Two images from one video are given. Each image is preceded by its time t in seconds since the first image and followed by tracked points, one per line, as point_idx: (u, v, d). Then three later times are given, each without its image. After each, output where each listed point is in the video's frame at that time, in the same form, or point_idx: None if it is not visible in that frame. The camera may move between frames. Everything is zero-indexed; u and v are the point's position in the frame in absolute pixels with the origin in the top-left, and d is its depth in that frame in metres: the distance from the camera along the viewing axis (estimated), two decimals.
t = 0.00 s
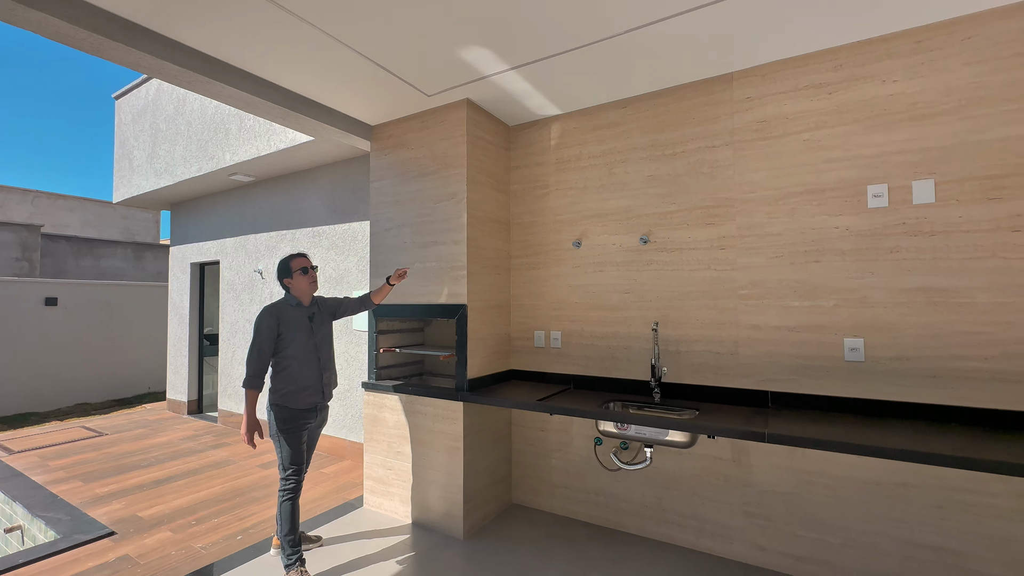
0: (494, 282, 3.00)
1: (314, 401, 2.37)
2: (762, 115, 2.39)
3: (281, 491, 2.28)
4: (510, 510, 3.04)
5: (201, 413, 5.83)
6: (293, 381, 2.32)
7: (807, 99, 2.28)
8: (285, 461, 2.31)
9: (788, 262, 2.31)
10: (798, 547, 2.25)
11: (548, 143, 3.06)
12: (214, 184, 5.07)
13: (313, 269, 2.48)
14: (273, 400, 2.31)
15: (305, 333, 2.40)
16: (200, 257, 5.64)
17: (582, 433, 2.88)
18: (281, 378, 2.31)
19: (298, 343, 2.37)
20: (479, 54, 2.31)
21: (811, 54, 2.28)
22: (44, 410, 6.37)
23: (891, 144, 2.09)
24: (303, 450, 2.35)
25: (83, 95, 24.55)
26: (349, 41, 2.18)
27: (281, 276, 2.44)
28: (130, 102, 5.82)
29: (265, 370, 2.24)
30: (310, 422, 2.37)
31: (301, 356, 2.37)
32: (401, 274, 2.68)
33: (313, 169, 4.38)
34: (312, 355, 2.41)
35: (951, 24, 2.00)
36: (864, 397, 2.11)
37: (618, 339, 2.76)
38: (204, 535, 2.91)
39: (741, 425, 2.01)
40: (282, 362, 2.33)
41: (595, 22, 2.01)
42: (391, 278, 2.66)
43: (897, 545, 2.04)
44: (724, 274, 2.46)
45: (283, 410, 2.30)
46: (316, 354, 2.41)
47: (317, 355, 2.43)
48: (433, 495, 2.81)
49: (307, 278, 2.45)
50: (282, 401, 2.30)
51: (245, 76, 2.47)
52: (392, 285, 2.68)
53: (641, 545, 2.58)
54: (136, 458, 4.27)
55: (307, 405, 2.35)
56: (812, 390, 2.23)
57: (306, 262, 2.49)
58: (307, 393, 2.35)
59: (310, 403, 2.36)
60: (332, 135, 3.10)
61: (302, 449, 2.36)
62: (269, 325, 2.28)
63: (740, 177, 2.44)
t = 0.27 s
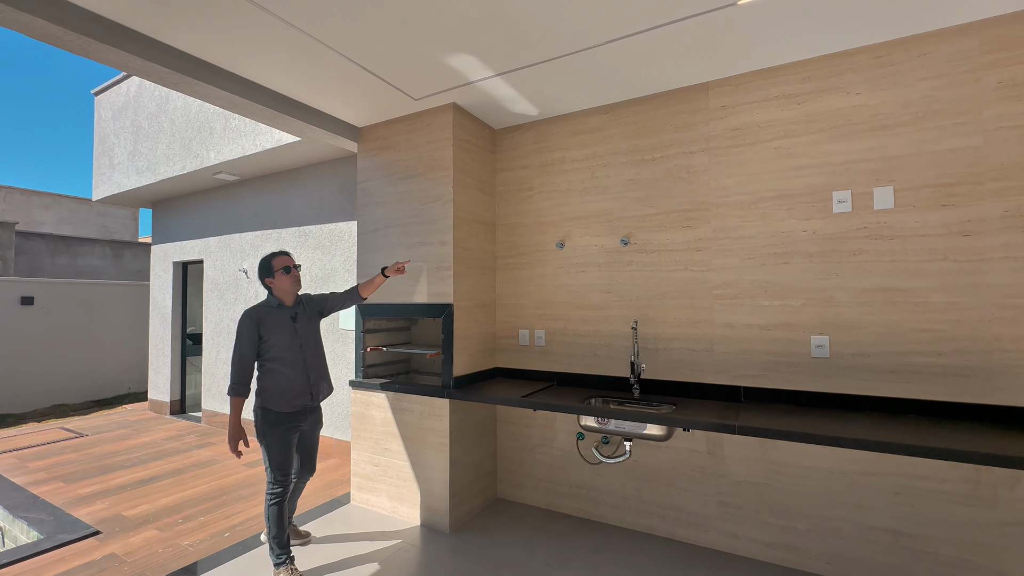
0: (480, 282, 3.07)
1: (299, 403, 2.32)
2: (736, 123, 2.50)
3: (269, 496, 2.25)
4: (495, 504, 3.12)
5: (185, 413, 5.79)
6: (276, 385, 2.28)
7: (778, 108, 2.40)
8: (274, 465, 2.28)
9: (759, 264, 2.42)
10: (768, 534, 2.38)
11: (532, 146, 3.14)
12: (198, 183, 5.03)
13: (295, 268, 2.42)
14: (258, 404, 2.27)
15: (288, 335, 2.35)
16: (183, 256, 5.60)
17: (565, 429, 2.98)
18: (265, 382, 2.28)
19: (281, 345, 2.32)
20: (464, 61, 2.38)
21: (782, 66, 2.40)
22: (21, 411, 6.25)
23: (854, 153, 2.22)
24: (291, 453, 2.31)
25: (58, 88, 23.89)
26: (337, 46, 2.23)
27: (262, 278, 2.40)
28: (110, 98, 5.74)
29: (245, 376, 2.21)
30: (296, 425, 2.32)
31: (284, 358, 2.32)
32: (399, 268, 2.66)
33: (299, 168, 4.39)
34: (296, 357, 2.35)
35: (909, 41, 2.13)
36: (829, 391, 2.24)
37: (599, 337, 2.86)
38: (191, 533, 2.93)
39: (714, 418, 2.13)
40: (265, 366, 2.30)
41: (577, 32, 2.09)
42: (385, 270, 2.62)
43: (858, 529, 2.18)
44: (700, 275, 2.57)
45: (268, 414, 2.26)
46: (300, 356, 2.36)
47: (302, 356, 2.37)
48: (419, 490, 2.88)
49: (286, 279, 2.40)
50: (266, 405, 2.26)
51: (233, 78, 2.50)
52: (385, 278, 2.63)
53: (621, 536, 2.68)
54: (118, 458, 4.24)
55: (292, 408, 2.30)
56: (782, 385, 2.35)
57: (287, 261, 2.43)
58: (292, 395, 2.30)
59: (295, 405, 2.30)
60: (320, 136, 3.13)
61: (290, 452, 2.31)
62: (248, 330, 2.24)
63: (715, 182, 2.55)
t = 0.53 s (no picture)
0: (459, 280, 3.14)
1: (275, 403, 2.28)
2: (704, 128, 2.62)
3: (246, 494, 2.25)
4: (474, 496, 3.21)
5: (161, 412, 5.72)
6: (250, 385, 2.25)
7: (742, 115, 2.53)
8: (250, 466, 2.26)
9: (725, 263, 2.55)
10: (732, 518, 2.53)
11: (510, 148, 3.22)
12: (175, 180, 4.98)
13: (271, 265, 2.36)
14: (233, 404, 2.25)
15: (261, 334, 2.30)
16: (159, 254, 5.53)
17: (542, 422, 3.07)
18: (239, 383, 2.25)
19: (254, 344, 2.28)
20: (443, 65, 2.45)
21: (746, 75, 2.52)
22: None
23: (812, 159, 2.37)
24: (268, 452, 2.29)
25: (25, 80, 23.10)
26: (318, 48, 2.28)
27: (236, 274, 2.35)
28: (83, 92, 5.62)
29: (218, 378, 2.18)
30: (273, 424, 2.29)
31: (258, 358, 2.28)
32: (388, 263, 2.62)
33: (279, 166, 4.39)
34: (271, 356, 2.31)
35: (861, 55, 2.28)
36: (788, 383, 2.39)
37: (574, 334, 2.96)
38: (170, 530, 2.94)
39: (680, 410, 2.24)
40: (239, 366, 2.26)
41: (552, 39, 2.18)
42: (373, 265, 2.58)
43: (814, 510, 2.35)
44: (670, 273, 2.69)
45: (242, 415, 2.24)
46: (274, 355, 2.32)
47: (276, 356, 2.33)
48: (399, 484, 2.94)
49: (262, 276, 2.34)
50: (241, 405, 2.24)
51: (213, 77, 2.52)
52: (371, 273, 2.60)
53: (595, 524, 2.79)
54: (93, 458, 4.19)
55: (266, 409, 2.26)
56: (745, 378, 2.49)
57: (262, 256, 2.37)
58: (266, 396, 2.26)
59: (269, 406, 2.27)
60: (299, 135, 3.15)
61: (267, 453, 2.29)
62: (220, 330, 2.20)
63: (684, 185, 2.67)
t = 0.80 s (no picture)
0: (440, 279, 3.17)
1: (251, 407, 2.17)
2: (678, 133, 2.70)
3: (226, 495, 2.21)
4: (455, 493, 3.24)
5: (135, 414, 5.61)
6: (227, 387, 2.16)
7: (715, 121, 2.62)
8: (229, 470, 2.20)
9: (698, 264, 2.64)
10: (704, 510, 2.62)
11: (491, 149, 3.26)
12: (150, 176, 4.88)
13: (253, 264, 2.25)
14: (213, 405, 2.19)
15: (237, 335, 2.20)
16: (133, 252, 5.42)
17: (522, 420, 3.12)
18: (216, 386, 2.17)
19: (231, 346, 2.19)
20: (423, 67, 2.48)
21: (718, 82, 2.61)
22: None
23: (780, 164, 2.47)
24: (246, 456, 2.21)
25: None
26: (299, 49, 2.29)
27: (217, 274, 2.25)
28: (52, 85, 5.46)
29: (193, 380, 2.12)
30: (250, 429, 2.18)
31: (235, 360, 2.19)
32: (379, 260, 2.49)
33: (258, 164, 4.34)
34: (248, 358, 2.21)
35: (826, 65, 2.39)
36: (757, 379, 2.49)
37: (554, 332, 3.02)
38: (145, 532, 2.91)
39: (653, 406, 2.31)
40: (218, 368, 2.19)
41: (531, 44, 2.23)
42: (363, 262, 2.45)
43: (780, 501, 2.46)
44: (646, 274, 2.77)
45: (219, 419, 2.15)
46: (252, 357, 2.21)
47: (254, 357, 2.22)
48: (380, 482, 2.96)
49: (243, 276, 2.23)
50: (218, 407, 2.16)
51: (191, 74, 2.50)
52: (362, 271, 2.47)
53: (573, 518, 2.86)
54: (64, 461, 4.10)
55: (242, 413, 2.16)
56: (717, 375, 2.58)
57: (244, 254, 2.26)
58: (241, 400, 2.16)
59: (245, 410, 2.16)
60: (279, 134, 3.14)
61: (245, 457, 2.20)
62: (196, 330, 2.15)
63: (659, 187, 2.75)
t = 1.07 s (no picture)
0: (419, 280, 3.17)
1: (227, 418, 2.07)
2: (653, 137, 2.76)
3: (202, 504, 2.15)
4: (434, 493, 3.26)
5: (104, 417, 5.46)
6: (203, 395, 2.07)
7: (689, 126, 2.69)
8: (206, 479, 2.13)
9: (671, 266, 2.71)
10: (677, 505, 2.70)
11: (470, 150, 3.27)
12: (119, 173, 4.75)
13: (238, 267, 2.14)
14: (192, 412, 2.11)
15: (216, 341, 2.10)
16: (102, 250, 5.27)
17: (500, 419, 3.15)
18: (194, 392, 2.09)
19: (209, 352, 2.09)
20: (401, 69, 2.48)
21: (691, 88, 2.68)
22: None
23: (749, 170, 2.56)
24: (222, 467, 2.12)
25: None
26: (274, 49, 2.27)
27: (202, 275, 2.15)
28: (15, 77, 5.27)
29: (170, 386, 2.05)
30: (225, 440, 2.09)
31: (213, 367, 2.09)
32: (372, 266, 2.39)
33: (232, 162, 4.27)
34: (227, 366, 2.10)
35: (793, 74, 2.48)
36: (728, 378, 2.58)
37: (532, 333, 3.05)
38: (115, 538, 2.84)
39: (628, 405, 2.37)
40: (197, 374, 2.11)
41: (508, 48, 2.25)
42: (356, 268, 2.34)
43: (749, 495, 2.55)
44: (621, 275, 2.82)
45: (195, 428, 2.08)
46: (231, 366, 2.10)
47: (232, 366, 2.11)
48: (358, 483, 2.96)
49: (227, 278, 2.12)
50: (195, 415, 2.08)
51: (161, 72, 2.44)
52: (356, 277, 2.36)
53: (551, 516, 2.91)
54: (29, 466, 3.98)
55: (218, 424, 2.07)
56: (690, 374, 2.65)
57: (230, 256, 2.14)
58: (217, 409, 2.06)
59: (220, 421, 2.07)
60: (255, 133, 3.09)
61: (221, 468, 2.11)
62: (175, 333, 2.07)
63: (635, 191, 2.81)
